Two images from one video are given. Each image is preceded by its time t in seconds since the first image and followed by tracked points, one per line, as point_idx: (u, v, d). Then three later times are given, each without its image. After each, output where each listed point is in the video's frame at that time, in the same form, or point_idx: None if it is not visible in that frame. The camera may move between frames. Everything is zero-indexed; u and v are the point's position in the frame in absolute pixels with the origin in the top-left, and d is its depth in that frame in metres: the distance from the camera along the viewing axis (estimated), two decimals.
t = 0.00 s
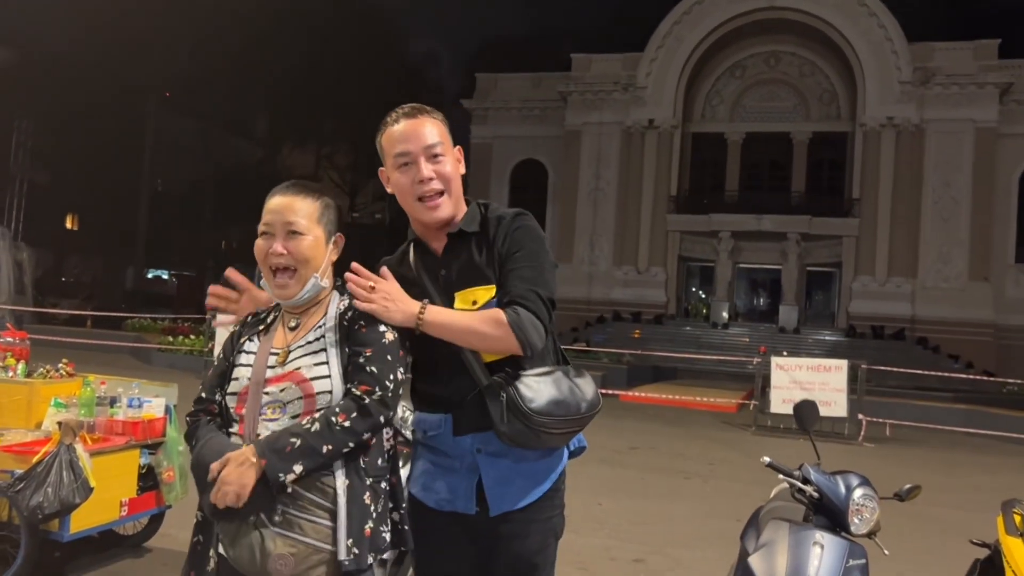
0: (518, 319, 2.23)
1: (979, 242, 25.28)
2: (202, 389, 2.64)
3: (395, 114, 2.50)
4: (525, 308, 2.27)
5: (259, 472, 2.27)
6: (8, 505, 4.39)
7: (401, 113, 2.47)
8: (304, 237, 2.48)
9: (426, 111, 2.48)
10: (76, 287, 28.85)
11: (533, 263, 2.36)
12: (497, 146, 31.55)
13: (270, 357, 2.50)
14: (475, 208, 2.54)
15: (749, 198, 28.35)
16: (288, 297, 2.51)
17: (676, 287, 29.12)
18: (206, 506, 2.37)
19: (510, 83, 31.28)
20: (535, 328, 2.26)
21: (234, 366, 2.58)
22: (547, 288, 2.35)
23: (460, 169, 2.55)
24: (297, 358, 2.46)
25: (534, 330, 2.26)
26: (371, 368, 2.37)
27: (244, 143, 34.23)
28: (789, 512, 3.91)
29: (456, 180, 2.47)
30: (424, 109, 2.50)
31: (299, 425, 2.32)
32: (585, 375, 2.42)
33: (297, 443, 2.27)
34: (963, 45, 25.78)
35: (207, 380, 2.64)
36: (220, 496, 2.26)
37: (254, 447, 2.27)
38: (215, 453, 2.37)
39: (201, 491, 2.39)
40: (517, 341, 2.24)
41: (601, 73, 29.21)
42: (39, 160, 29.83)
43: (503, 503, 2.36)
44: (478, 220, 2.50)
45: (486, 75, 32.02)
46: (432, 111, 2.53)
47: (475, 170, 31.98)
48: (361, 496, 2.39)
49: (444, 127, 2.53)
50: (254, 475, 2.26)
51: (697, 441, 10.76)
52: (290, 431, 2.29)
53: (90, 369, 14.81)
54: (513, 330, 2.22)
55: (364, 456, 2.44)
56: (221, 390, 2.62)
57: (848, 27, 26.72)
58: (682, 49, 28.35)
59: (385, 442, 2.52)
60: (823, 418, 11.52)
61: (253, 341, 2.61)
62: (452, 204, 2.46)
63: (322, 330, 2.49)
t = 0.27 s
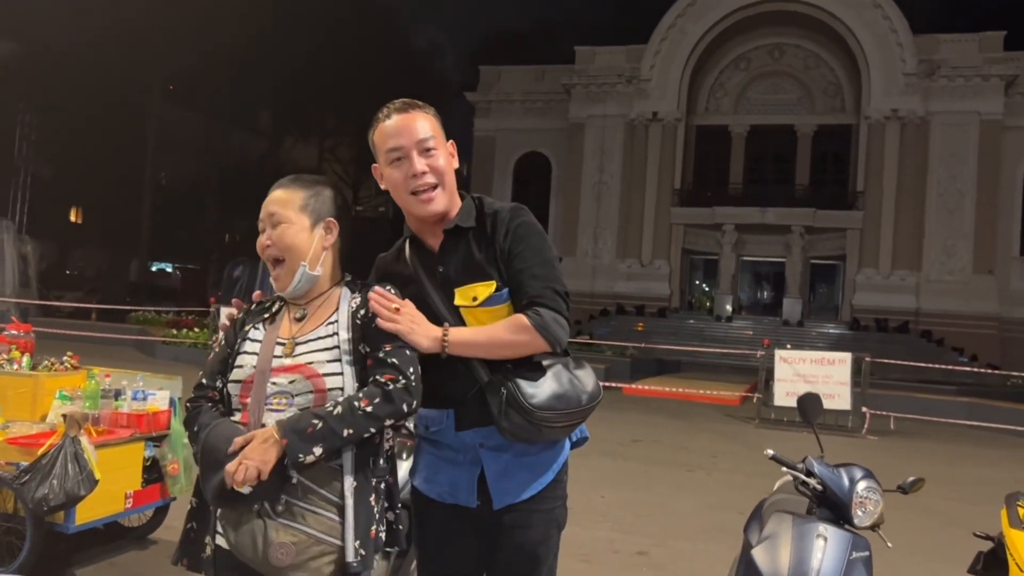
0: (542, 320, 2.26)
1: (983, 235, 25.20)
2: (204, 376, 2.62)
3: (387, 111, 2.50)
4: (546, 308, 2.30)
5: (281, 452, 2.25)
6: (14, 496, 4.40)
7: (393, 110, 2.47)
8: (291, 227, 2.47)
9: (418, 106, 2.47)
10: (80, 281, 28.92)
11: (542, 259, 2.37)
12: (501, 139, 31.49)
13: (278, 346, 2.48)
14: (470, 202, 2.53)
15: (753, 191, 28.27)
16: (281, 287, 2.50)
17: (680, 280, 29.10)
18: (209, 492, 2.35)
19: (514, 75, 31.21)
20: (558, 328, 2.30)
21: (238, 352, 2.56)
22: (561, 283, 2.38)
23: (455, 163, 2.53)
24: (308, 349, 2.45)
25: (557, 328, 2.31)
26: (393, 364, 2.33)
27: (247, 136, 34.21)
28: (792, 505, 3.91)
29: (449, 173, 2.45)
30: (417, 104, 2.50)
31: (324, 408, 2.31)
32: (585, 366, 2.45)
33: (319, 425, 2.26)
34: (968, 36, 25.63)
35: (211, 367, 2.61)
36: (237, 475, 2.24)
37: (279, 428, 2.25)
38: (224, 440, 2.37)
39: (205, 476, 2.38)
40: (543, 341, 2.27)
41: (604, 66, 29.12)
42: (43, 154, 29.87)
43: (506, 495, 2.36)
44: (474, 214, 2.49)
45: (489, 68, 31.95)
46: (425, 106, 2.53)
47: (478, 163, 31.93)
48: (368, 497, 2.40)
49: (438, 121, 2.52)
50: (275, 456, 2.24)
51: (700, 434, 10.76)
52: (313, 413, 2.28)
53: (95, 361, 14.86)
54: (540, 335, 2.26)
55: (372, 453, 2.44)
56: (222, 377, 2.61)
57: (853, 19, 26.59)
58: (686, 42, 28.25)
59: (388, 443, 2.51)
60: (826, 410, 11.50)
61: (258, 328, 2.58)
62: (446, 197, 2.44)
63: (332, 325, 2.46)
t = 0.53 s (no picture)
0: (554, 325, 2.25)
1: (988, 228, 25.11)
2: (200, 367, 2.56)
3: (390, 107, 2.48)
4: (557, 312, 2.29)
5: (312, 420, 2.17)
6: (19, 490, 4.42)
7: (396, 107, 2.46)
8: (269, 225, 2.45)
9: (420, 103, 2.46)
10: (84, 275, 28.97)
11: (550, 259, 2.36)
12: (504, 133, 31.43)
13: (276, 341, 2.44)
14: (475, 200, 2.52)
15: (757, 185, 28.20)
16: (273, 279, 2.47)
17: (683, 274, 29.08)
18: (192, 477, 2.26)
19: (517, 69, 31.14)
20: (569, 328, 2.29)
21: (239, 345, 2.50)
22: (570, 283, 2.37)
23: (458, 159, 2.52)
24: (312, 346, 2.40)
25: (571, 329, 2.30)
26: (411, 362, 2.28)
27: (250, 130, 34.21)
28: (796, 499, 3.90)
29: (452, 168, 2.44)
30: (420, 101, 2.48)
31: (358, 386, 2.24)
32: (588, 363, 2.43)
33: (354, 402, 2.19)
34: (974, 29, 25.47)
35: (211, 358, 2.56)
36: (267, 435, 2.16)
37: (315, 394, 2.18)
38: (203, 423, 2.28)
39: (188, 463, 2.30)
40: (554, 343, 2.26)
41: (608, 59, 29.03)
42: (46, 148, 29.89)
43: (510, 490, 2.36)
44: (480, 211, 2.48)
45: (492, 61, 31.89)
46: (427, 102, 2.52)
47: (481, 157, 31.89)
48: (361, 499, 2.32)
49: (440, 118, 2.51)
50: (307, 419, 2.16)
51: (704, 428, 10.75)
52: (348, 389, 2.21)
53: (99, 355, 14.91)
54: (552, 336, 2.25)
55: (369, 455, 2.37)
56: (221, 369, 2.55)
57: (858, 12, 26.45)
58: (690, 34, 28.14)
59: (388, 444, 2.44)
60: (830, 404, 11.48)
61: (260, 321, 2.52)
62: (448, 192, 2.42)
63: (337, 323, 2.42)
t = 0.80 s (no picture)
0: (569, 323, 2.25)
1: (994, 222, 24.99)
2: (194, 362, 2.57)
3: (412, 92, 2.46)
4: (570, 310, 2.28)
5: (350, 387, 2.17)
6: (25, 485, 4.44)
7: (415, 93, 2.43)
8: (268, 213, 2.42)
9: (441, 91, 2.43)
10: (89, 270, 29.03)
11: (565, 256, 2.35)
12: (508, 127, 31.37)
13: (271, 337, 2.42)
14: (490, 192, 2.51)
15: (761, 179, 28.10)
16: (269, 267, 2.44)
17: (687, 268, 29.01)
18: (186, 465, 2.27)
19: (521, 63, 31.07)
20: (582, 326, 2.28)
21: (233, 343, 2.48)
22: (583, 280, 2.37)
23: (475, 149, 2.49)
24: (308, 346, 2.38)
25: (585, 327, 2.29)
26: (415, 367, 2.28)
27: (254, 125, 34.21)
28: (801, 493, 3.90)
29: (464, 161, 2.42)
30: (442, 87, 2.45)
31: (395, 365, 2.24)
32: (595, 360, 2.41)
33: (393, 380, 2.19)
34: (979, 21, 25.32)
35: (206, 352, 2.57)
36: (303, 393, 2.15)
37: (358, 363, 2.18)
38: (191, 412, 2.26)
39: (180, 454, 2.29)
40: (568, 341, 2.25)
41: (612, 52, 28.95)
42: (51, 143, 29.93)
43: (515, 485, 2.37)
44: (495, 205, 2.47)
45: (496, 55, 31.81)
46: (450, 90, 2.47)
47: (485, 151, 31.85)
48: (358, 499, 2.31)
49: (461, 106, 2.47)
50: (349, 384, 2.15)
51: (709, 422, 10.74)
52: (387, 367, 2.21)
53: (104, 350, 14.94)
54: (565, 333, 2.24)
55: (364, 457, 2.35)
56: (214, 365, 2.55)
57: (864, 5, 26.32)
58: (694, 28, 28.04)
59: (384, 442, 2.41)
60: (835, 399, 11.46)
61: (255, 318, 2.49)
62: (456, 185, 2.40)
63: (336, 323, 2.40)
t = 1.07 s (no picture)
0: (577, 322, 2.24)
1: (1002, 216, 24.86)
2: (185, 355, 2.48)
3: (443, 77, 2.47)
4: (580, 308, 2.29)
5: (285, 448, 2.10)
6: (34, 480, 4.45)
7: (444, 79, 2.44)
8: (281, 201, 2.31)
9: (471, 79, 2.41)
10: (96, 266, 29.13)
11: (579, 257, 2.35)
12: (513, 122, 31.33)
13: (268, 337, 2.30)
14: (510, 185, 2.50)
15: (767, 173, 28.01)
16: (268, 255, 2.33)
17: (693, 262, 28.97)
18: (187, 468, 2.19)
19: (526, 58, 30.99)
20: (592, 327, 2.28)
21: (225, 340, 2.36)
22: (595, 282, 2.36)
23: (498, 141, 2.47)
24: (302, 350, 2.27)
25: (593, 328, 2.29)
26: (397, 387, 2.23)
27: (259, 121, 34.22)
28: (809, 488, 3.89)
29: (483, 149, 2.40)
30: (473, 76, 2.44)
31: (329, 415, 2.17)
32: (601, 361, 2.41)
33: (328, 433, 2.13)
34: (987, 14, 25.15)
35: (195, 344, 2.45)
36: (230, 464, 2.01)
37: (287, 423, 2.10)
38: (198, 409, 2.18)
39: (180, 452, 2.20)
40: (577, 343, 2.25)
41: (617, 47, 28.87)
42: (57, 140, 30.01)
43: (512, 481, 2.36)
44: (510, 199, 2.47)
45: (501, 50, 31.75)
46: (482, 80, 2.46)
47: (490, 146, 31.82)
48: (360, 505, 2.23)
49: (490, 96, 2.45)
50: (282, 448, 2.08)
51: (716, 417, 10.72)
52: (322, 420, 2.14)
53: (111, 346, 15.00)
54: (575, 335, 2.24)
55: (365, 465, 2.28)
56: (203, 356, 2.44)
57: None
58: (699, 22, 27.95)
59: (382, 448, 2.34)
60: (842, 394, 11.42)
61: (249, 314, 2.37)
62: (470, 172, 2.39)
63: (330, 324, 2.29)
